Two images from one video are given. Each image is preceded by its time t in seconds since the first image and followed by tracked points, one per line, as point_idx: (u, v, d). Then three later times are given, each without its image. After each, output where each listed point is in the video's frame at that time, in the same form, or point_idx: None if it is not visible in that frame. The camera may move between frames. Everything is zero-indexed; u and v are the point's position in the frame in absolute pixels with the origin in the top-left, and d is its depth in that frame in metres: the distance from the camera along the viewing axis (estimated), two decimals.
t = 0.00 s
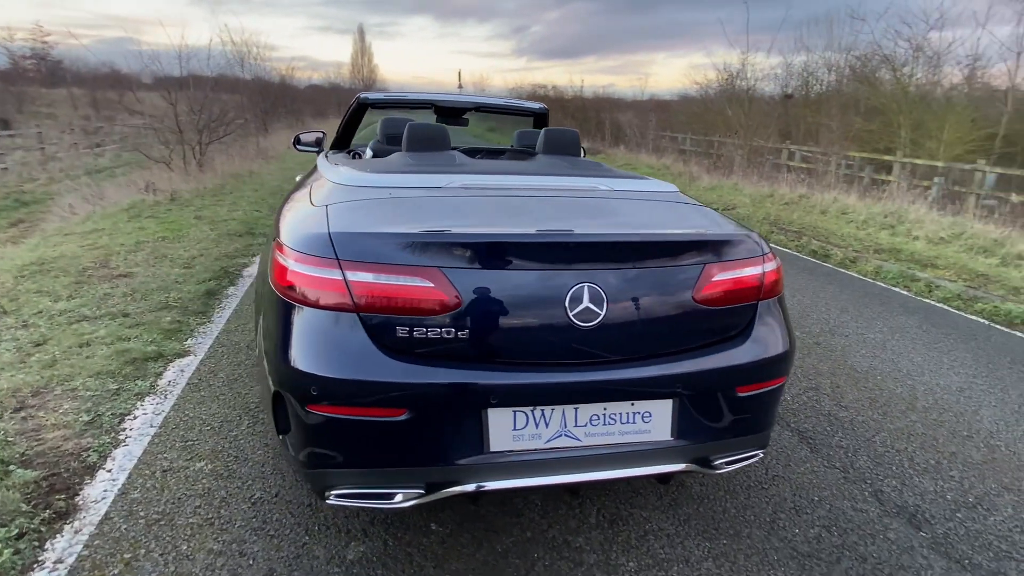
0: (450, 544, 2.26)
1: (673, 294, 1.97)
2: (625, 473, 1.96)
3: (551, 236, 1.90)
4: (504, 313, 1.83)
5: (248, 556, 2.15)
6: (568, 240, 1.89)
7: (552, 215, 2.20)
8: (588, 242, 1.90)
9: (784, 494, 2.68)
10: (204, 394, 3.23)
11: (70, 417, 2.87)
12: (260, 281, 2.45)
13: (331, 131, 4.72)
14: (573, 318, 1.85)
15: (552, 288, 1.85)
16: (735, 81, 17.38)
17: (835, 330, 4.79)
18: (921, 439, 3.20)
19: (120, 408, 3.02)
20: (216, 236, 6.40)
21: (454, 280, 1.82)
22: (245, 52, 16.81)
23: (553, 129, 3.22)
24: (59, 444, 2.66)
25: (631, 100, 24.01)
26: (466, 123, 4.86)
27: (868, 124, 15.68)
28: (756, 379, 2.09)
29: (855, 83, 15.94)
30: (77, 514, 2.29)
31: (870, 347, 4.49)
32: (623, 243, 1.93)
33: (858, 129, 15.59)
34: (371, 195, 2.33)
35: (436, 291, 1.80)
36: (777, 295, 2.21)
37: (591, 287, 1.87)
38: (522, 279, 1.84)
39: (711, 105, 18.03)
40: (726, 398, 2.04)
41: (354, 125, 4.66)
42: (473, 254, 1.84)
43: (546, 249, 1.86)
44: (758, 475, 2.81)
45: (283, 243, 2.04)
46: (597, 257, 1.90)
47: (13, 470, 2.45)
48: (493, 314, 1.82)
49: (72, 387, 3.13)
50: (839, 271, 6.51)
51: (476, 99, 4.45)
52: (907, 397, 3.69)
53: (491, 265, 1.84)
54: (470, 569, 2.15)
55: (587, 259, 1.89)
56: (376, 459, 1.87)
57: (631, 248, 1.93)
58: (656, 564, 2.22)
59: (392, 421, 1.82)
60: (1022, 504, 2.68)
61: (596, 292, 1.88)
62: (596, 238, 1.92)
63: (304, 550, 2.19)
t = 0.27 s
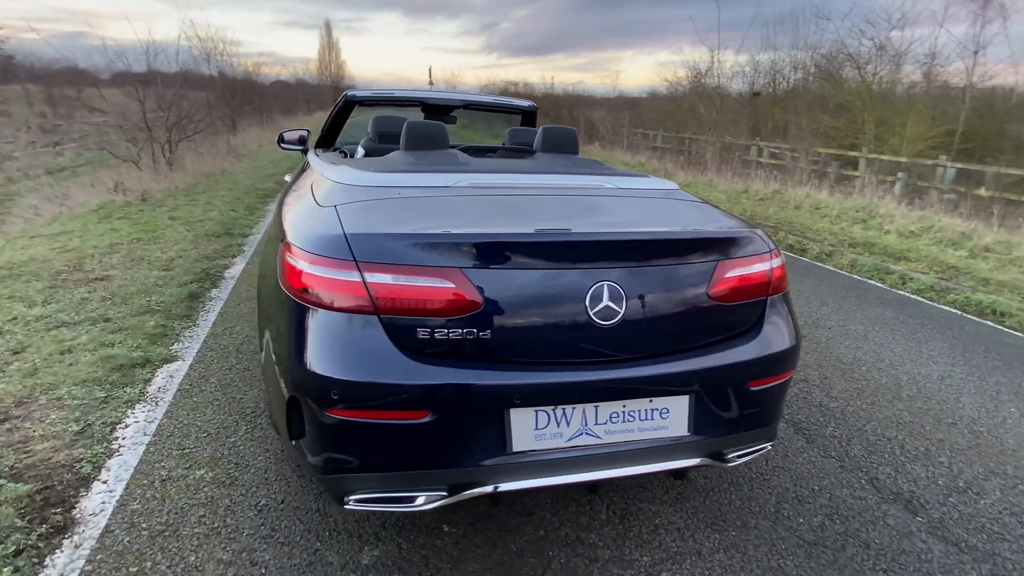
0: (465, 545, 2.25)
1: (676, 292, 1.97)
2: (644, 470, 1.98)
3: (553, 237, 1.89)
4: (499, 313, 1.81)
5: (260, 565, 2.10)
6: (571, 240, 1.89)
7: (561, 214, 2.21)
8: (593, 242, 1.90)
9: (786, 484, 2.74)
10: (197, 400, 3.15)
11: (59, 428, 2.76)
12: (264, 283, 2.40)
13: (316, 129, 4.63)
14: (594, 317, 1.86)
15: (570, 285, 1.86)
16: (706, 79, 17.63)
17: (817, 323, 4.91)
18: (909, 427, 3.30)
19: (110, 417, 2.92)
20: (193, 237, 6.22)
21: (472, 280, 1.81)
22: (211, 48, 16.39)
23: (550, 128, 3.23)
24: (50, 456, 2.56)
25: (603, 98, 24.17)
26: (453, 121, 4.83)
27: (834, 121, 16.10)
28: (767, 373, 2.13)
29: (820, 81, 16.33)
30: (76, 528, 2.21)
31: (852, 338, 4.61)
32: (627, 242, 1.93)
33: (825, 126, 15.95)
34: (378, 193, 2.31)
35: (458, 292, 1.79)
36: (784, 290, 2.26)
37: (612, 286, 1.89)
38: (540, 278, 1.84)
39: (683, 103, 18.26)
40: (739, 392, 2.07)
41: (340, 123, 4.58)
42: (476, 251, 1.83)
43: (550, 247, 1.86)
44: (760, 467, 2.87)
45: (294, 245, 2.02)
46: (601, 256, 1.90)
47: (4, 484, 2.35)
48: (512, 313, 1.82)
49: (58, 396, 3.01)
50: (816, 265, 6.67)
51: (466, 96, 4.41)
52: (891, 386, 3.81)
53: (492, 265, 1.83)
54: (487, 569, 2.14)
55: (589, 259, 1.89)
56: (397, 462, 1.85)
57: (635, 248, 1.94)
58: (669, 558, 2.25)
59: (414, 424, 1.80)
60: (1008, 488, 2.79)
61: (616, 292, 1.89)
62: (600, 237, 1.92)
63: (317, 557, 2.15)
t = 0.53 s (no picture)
0: (485, 541, 2.26)
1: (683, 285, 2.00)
2: (665, 461, 2.01)
3: (564, 232, 1.91)
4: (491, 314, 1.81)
5: (280, 568, 2.07)
6: (582, 235, 1.91)
7: (572, 210, 2.23)
8: (605, 237, 1.92)
9: (788, 470, 2.82)
10: (195, 404, 3.08)
11: (55, 435, 2.67)
12: (275, 283, 2.37)
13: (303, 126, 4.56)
14: (618, 311, 1.90)
15: (589, 280, 1.88)
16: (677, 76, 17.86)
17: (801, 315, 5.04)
18: (898, 413, 3.43)
19: (106, 423, 2.83)
20: (172, 237, 6.06)
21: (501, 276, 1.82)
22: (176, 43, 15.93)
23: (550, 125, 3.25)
24: (48, 465, 2.48)
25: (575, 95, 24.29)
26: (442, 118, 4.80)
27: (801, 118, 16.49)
28: (779, 364, 2.18)
29: (788, 78, 16.70)
30: (84, 538, 2.15)
31: (835, 329, 4.76)
32: (638, 238, 1.96)
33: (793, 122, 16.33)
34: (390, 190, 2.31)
35: (486, 289, 1.80)
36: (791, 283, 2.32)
37: (635, 281, 1.93)
38: (563, 273, 1.87)
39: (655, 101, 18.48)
40: (754, 383, 2.12)
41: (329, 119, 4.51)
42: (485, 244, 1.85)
43: (561, 242, 1.88)
44: (761, 454, 2.94)
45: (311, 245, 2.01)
46: (612, 252, 1.92)
47: (3, 496, 2.27)
48: (537, 308, 1.84)
49: (49, 403, 2.92)
50: (795, 258, 6.84)
51: (458, 93, 4.39)
52: (877, 374, 3.94)
53: (489, 255, 1.83)
54: (508, 563, 2.16)
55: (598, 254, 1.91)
56: (424, 460, 1.84)
57: (646, 243, 1.97)
58: (685, 546, 2.30)
59: (443, 421, 1.80)
60: (995, 468, 2.93)
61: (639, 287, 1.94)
62: (610, 233, 1.94)
63: (337, 558, 2.14)
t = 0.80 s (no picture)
0: (505, 538, 2.28)
1: (699, 281, 2.05)
2: (685, 454, 2.06)
3: (579, 232, 1.93)
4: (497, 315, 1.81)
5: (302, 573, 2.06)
6: (596, 234, 1.93)
7: (582, 209, 2.25)
8: (617, 236, 1.95)
9: (790, 459, 2.91)
10: (194, 409, 3.02)
11: (52, 446, 2.59)
12: (287, 285, 2.34)
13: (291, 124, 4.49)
14: (643, 308, 1.94)
15: (606, 277, 1.91)
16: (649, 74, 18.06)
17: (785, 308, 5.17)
18: (886, 401, 3.56)
19: (104, 431, 2.76)
20: (150, 239, 5.90)
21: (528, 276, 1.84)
22: (139, 39, 15.43)
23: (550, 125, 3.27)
24: (49, 476, 2.41)
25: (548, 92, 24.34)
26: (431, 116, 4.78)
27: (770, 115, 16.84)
28: (791, 357, 2.25)
29: (757, 75, 17.03)
30: (96, 550, 2.09)
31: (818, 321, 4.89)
32: (648, 236, 1.99)
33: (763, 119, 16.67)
34: (403, 190, 2.30)
35: (514, 290, 1.81)
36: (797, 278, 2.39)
37: (658, 278, 1.97)
38: (587, 271, 1.90)
39: (628, 98, 18.64)
40: (767, 375, 2.19)
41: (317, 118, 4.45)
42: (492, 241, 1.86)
43: (581, 241, 1.90)
44: (762, 445, 3.03)
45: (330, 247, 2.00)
46: (630, 250, 1.95)
47: (5, 510, 2.19)
48: (563, 306, 1.86)
49: (42, 412, 2.83)
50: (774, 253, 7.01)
51: (448, 91, 4.37)
52: (863, 364, 4.08)
53: (502, 251, 1.84)
54: (530, 559, 2.18)
55: (617, 253, 1.94)
56: (453, 460, 1.85)
57: (656, 242, 2.00)
58: (699, 536, 2.35)
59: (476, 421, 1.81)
60: (981, 451, 3.07)
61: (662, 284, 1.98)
62: (628, 231, 1.97)
63: (359, 560, 2.13)
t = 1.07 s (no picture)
0: (522, 535, 2.29)
1: (709, 278, 2.08)
2: (702, 447, 2.10)
3: (589, 231, 1.94)
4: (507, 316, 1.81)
5: None
6: (606, 233, 1.94)
7: (591, 207, 2.26)
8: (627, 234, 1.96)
9: (790, 448, 2.98)
10: (192, 415, 2.95)
11: (48, 456, 2.50)
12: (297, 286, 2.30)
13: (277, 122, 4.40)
14: (664, 304, 1.97)
15: (619, 274, 1.93)
16: (623, 71, 18.22)
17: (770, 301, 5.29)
18: (874, 390, 3.67)
19: (101, 440, 2.68)
20: (126, 241, 5.73)
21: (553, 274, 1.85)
22: (101, 35, 14.93)
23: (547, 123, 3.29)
24: (48, 488, 2.33)
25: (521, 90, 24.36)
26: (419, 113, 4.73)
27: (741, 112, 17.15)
28: (798, 349, 2.31)
29: (727, 73, 17.33)
30: (106, 562, 2.03)
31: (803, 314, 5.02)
32: (657, 234, 2.01)
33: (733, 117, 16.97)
34: (411, 189, 2.28)
35: (540, 287, 1.82)
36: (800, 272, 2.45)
37: (677, 276, 2.01)
38: (603, 269, 1.91)
39: (601, 96, 18.78)
40: (778, 367, 2.24)
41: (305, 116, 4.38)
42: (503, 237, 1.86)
43: (591, 239, 1.91)
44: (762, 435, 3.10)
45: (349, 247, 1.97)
46: (641, 247, 1.97)
47: (5, 524, 2.12)
48: (573, 304, 1.86)
49: (34, 422, 2.73)
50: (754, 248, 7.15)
51: (439, 89, 4.34)
52: (849, 355, 4.20)
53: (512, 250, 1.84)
54: (549, 555, 2.20)
55: (628, 251, 1.95)
56: (478, 459, 1.85)
57: (665, 240, 2.02)
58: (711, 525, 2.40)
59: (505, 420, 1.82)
60: (967, 435, 3.19)
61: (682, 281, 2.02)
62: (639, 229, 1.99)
63: (380, 562, 2.11)
